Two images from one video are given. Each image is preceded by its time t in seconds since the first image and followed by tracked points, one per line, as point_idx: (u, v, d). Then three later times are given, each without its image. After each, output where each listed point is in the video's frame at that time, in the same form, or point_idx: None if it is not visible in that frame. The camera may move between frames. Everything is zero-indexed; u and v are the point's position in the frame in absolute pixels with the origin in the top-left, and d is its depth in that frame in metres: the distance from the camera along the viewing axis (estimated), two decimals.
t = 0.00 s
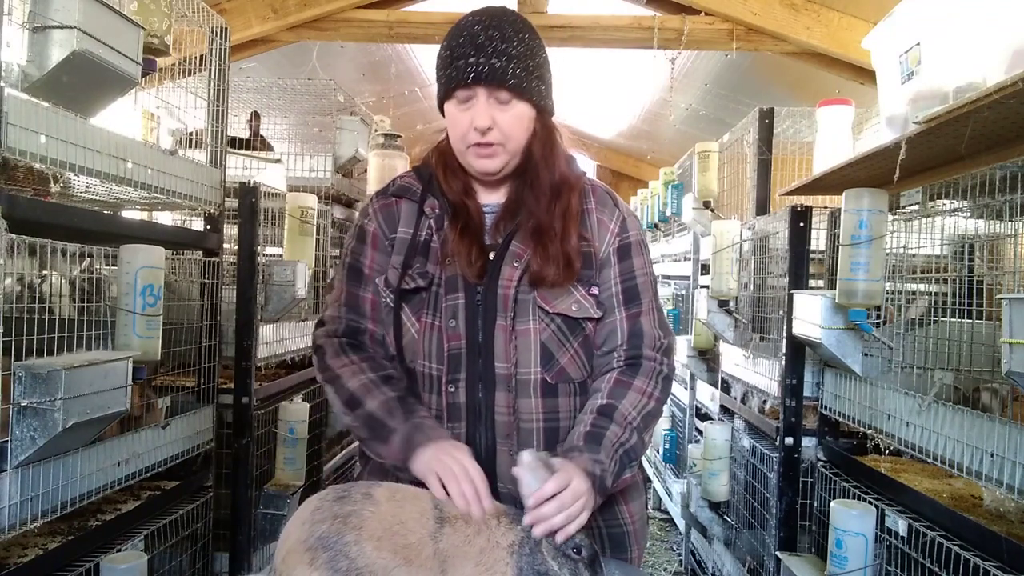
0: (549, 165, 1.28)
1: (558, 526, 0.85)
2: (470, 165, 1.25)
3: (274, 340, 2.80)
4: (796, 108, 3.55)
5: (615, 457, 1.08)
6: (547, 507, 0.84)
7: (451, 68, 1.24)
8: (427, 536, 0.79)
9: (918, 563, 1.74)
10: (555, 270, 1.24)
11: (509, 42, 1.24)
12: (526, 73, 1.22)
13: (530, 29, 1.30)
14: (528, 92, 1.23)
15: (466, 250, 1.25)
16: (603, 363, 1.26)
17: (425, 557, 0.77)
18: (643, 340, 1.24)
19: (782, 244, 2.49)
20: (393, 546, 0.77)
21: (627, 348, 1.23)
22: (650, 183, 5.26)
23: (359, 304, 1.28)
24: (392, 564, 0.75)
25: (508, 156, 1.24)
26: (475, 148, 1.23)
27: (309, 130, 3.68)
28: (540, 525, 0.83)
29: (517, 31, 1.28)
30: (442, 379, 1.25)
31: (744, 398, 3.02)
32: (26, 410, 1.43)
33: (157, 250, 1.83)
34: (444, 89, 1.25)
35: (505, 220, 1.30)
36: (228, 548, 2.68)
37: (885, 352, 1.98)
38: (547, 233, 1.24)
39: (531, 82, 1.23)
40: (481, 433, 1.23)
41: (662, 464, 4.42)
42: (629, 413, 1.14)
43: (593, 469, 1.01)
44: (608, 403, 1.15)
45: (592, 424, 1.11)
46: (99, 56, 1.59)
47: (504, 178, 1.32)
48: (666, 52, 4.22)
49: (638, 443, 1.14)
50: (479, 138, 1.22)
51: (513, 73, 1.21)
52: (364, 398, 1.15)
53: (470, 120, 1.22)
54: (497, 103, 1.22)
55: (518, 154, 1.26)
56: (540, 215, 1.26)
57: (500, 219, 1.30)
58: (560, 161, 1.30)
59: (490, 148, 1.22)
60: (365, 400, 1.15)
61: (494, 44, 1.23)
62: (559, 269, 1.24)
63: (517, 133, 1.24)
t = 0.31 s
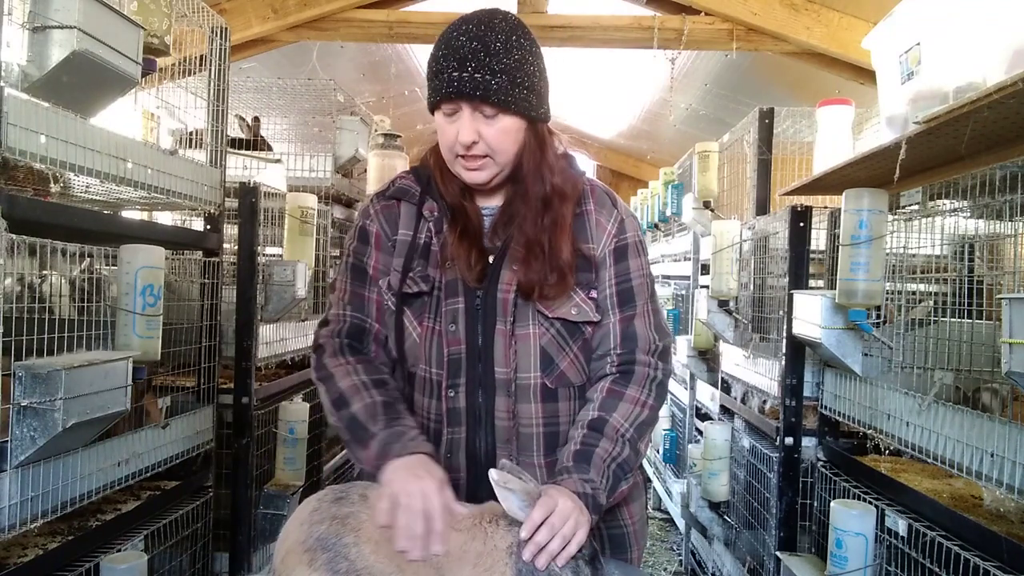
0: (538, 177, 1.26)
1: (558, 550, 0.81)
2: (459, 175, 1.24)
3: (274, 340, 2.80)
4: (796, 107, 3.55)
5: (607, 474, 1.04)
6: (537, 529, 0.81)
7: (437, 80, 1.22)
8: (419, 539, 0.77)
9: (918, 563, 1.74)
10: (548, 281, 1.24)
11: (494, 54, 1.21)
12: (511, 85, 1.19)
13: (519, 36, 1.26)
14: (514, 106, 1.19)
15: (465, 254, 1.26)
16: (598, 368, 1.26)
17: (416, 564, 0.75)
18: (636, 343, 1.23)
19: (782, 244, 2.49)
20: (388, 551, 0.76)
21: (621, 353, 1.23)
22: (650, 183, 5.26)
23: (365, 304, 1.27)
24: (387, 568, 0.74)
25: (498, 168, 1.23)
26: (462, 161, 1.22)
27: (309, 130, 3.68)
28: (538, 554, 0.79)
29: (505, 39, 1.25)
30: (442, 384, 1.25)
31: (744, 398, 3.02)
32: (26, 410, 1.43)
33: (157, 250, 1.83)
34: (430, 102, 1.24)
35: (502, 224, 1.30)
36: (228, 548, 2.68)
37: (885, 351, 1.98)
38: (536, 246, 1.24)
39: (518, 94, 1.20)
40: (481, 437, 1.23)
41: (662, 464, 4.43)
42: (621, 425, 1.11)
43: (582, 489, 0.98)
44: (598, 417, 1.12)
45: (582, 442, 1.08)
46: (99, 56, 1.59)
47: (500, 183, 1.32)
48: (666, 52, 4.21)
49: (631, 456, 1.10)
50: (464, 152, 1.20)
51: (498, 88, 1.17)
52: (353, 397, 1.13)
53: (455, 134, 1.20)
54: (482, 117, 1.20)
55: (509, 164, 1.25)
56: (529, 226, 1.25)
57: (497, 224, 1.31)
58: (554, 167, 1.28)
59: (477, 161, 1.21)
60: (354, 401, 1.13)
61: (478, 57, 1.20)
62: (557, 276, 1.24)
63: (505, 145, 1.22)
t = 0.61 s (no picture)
0: (536, 179, 1.26)
1: (558, 556, 0.81)
2: (457, 174, 1.24)
3: (274, 340, 2.80)
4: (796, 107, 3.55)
5: (604, 482, 1.04)
6: (540, 535, 0.81)
7: (438, 78, 1.23)
8: (423, 538, 0.76)
9: (918, 563, 1.74)
10: (545, 286, 1.24)
11: (496, 52, 1.22)
12: (512, 84, 1.19)
13: (523, 36, 1.27)
14: (514, 105, 1.20)
15: (463, 257, 1.26)
16: (597, 371, 1.25)
17: (421, 560, 0.74)
18: (636, 347, 1.22)
19: (782, 244, 2.49)
20: (387, 551, 0.74)
21: (620, 357, 1.22)
22: (650, 183, 5.26)
23: (354, 309, 1.26)
24: (387, 568, 0.73)
25: (496, 168, 1.23)
26: (459, 159, 1.22)
27: (309, 130, 3.68)
28: (541, 560, 0.79)
29: (507, 39, 1.25)
30: (440, 388, 1.26)
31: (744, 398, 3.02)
32: (26, 410, 1.43)
33: (157, 250, 1.83)
34: (431, 99, 1.25)
35: (500, 228, 1.30)
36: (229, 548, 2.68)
37: (885, 352, 1.98)
38: (531, 251, 1.24)
39: (519, 94, 1.20)
40: (479, 441, 1.23)
41: (662, 464, 4.43)
42: (619, 433, 1.11)
43: (581, 496, 0.97)
44: (597, 425, 1.12)
45: (579, 452, 1.07)
46: (99, 56, 1.59)
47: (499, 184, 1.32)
48: (666, 52, 4.21)
49: (629, 464, 1.10)
50: (462, 151, 1.20)
51: (498, 86, 1.18)
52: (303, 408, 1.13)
53: (454, 131, 1.21)
54: (482, 116, 1.20)
55: (507, 165, 1.25)
56: (525, 230, 1.25)
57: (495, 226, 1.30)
58: (552, 169, 1.28)
59: (475, 160, 1.21)
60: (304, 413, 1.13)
61: (479, 55, 1.21)
62: (555, 281, 1.25)
63: (503, 145, 1.22)
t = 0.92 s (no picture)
0: (539, 170, 1.27)
1: (559, 558, 0.81)
2: (459, 157, 1.23)
3: (274, 340, 2.80)
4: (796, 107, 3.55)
5: (605, 485, 1.04)
6: (541, 537, 0.81)
7: (447, 57, 1.24)
8: (428, 537, 0.76)
9: (918, 563, 1.74)
10: (545, 279, 1.24)
11: (504, 36, 1.23)
12: (517, 68, 1.19)
13: (532, 25, 1.28)
14: (517, 89, 1.19)
15: (465, 252, 1.26)
16: (598, 373, 1.25)
17: (426, 559, 0.73)
18: (637, 349, 1.23)
19: (782, 244, 2.49)
20: (394, 548, 0.74)
21: (621, 359, 1.23)
22: (650, 184, 5.26)
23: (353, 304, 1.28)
24: (393, 566, 0.72)
25: (497, 153, 1.22)
26: (462, 141, 1.21)
27: (310, 131, 3.68)
28: (542, 562, 0.79)
29: (516, 26, 1.26)
30: (440, 386, 1.26)
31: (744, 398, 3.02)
32: (26, 410, 1.43)
33: (157, 250, 1.83)
34: (439, 80, 1.26)
35: (503, 224, 1.29)
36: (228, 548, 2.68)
37: (885, 352, 1.98)
38: (529, 242, 1.25)
39: (523, 79, 1.20)
40: (479, 440, 1.24)
41: (662, 464, 4.43)
42: (619, 437, 1.11)
43: (581, 499, 0.97)
44: (597, 428, 1.12)
45: (580, 454, 1.07)
46: (99, 56, 1.59)
47: (502, 176, 1.31)
48: (666, 52, 4.21)
49: (630, 468, 1.10)
50: (464, 131, 1.20)
51: (502, 67, 1.18)
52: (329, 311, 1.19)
53: (457, 111, 1.20)
54: (485, 97, 1.20)
55: (510, 151, 1.24)
56: (526, 220, 1.26)
57: (498, 222, 1.29)
58: (555, 162, 1.28)
59: (476, 142, 1.20)
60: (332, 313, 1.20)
61: (486, 37, 1.23)
62: (557, 278, 1.24)
63: (506, 129, 1.21)
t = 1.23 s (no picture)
0: (546, 166, 1.27)
1: (562, 560, 0.82)
2: (467, 156, 1.23)
3: (274, 340, 2.80)
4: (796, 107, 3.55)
5: (606, 485, 1.04)
6: (544, 541, 0.81)
7: (455, 56, 1.25)
8: (429, 536, 0.76)
9: (918, 563, 1.74)
10: (551, 274, 1.24)
11: (512, 34, 1.24)
12: (525, 66, 1.21)
13: (539, 24, 1.29)
14: (527, 86, 1.21)
15: (470, 248, 1.25)
16: (600, 370, 1.25)
17: (427, 558, 0.73)
18: (639, 346, 1.23)
19: (782, 244, 2.49)
20: (395, 548, 0.73)
21: (623, 357, 1.23)
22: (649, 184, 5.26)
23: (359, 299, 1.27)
24: (394, 566, 0.72)
25: (506, 150, 1.22)
26: (471, 139, 1.21)
27: (310, 131, 3.67)
28: (545, 565, 0.80)
29: (524, 24, 1.27)
30: (444, 381, 1.26)
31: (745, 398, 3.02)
32: (26, 410, 1.43)
33: (157, 250, 1.83)
34: (447, 77, 1.26)
35: (508, 220, 1.29)
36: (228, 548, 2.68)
37: (885, 352, 1.98)
38: (535, 236, 1.25)
39: (532, 76, 1.21)
40: (482, 436, 1.24)
41: (662, 464, 4.43)
42: (621, 436, 1.11)
43: (583, 500, 0.97)
44: (599, 426, 1.12)
45: (581, 454, 1.07)
46: (99, 56, 1.59)
47: (508, 174, 1.31)
48: (666, 52, 4.21)
49: (631, 467, 1.10)
50: (473, 128, 1.20)
51: (512, 64, 1.19)
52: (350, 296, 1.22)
53: (466, 109, 1.21)
54: (495, 95, 1.21)
55: (517, 148, 1.24)
56: (532, 216, 1.26)
57: (504, 219, 1.29)
58: (562, 158, 1.29)
59: (485, 139, 1.20)
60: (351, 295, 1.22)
61: (495, 35, 1.23)
62: (561, 274, 1.24)
63: (515, 126, 1.22)
